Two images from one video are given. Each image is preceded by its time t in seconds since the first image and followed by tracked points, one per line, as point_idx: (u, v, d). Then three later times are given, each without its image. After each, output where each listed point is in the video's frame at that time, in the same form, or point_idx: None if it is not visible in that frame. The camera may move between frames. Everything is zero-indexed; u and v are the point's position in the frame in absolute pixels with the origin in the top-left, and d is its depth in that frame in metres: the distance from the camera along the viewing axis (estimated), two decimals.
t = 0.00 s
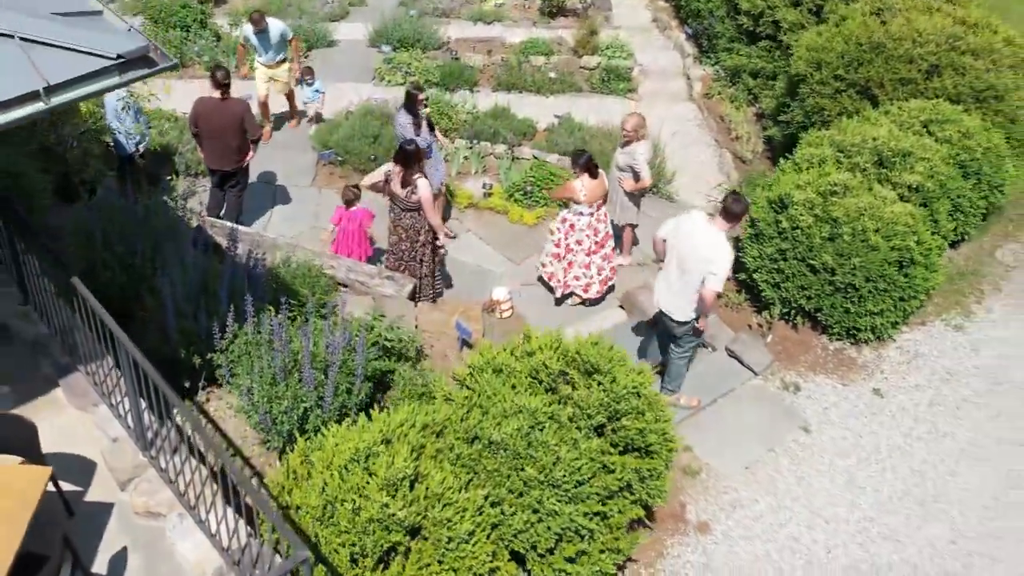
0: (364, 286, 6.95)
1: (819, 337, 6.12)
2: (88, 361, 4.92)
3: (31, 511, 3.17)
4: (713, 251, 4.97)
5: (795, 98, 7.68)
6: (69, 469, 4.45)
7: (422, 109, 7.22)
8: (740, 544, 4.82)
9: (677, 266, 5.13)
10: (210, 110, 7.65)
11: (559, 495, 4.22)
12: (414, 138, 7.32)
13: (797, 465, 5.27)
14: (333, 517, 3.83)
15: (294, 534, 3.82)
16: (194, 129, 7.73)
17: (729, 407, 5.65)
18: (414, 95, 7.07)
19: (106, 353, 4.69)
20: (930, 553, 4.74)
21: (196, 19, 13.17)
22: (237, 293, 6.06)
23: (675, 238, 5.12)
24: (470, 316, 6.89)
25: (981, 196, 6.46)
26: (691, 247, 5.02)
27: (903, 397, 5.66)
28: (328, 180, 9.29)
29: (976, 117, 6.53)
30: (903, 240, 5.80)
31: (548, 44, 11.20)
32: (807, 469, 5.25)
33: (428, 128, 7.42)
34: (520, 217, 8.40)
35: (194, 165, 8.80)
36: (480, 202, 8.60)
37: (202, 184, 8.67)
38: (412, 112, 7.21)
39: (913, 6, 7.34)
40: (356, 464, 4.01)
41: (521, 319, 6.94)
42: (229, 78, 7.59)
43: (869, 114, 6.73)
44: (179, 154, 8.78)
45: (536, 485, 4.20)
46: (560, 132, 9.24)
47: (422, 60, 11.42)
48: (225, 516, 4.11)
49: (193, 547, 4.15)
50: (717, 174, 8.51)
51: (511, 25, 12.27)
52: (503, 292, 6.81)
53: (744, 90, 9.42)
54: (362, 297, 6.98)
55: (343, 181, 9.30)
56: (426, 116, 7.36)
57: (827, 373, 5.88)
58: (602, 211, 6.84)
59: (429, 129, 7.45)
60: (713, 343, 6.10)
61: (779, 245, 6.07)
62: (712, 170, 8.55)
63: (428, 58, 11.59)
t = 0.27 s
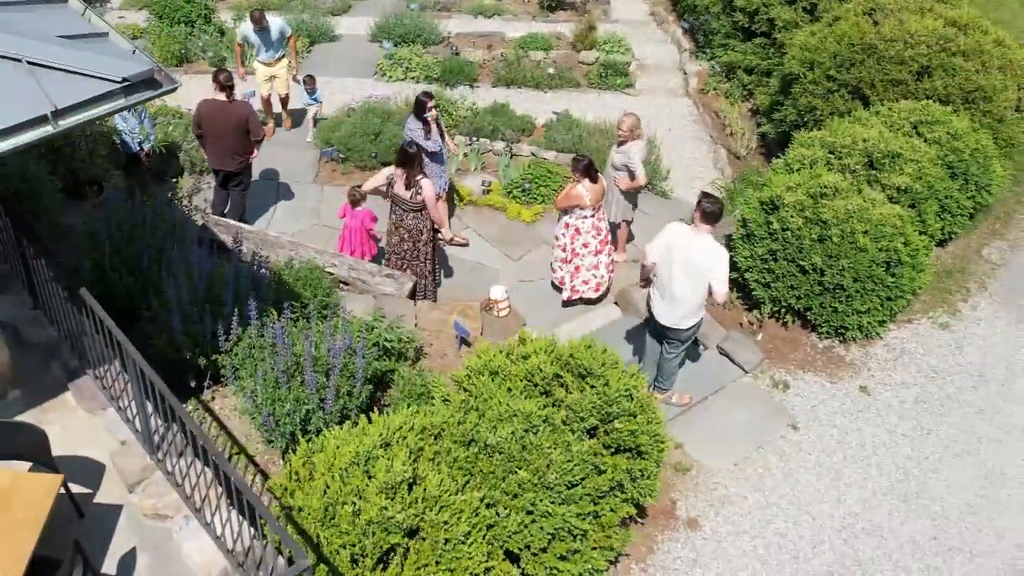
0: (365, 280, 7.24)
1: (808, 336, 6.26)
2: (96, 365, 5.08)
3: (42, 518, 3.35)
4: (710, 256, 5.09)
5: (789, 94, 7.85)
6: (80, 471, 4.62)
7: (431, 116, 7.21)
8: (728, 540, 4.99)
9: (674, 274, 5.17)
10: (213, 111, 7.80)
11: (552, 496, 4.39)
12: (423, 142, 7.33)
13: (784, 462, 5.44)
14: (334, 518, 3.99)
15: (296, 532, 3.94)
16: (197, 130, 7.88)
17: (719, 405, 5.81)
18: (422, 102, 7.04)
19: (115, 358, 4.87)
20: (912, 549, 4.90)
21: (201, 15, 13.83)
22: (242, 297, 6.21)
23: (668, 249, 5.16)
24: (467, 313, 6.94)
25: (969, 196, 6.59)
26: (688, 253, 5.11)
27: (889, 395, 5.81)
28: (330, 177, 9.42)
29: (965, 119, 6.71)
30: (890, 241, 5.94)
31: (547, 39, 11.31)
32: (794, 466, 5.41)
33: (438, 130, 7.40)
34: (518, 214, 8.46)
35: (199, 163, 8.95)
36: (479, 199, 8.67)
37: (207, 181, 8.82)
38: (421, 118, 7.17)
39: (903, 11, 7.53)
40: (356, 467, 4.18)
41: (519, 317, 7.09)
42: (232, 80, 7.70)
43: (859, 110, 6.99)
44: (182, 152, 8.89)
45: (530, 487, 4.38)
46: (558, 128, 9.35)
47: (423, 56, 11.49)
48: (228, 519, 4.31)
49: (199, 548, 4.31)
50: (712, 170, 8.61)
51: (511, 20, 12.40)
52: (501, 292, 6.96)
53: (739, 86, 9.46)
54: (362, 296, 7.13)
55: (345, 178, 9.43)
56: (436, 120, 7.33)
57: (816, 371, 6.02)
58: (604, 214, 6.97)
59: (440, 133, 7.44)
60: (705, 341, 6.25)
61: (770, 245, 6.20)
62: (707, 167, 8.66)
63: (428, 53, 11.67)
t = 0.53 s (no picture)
0: (367, 277, 7.40)
1: (799, 332, 6.41)
2: (105, 367, 5.26)
3: (55, 521, 3.53)
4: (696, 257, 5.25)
5: (783, 91, 7.98)
6: (91, 472, 4.81)
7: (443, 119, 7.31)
8: (718, 533, 5.16)
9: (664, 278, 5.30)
10: (217, 112, 7.90)
11: (547, 495, 4.56)
12: (436, 146, 7.46)
13: (774, 457, 5.60)
14: (336, 517, 4.18)
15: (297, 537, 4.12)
16: (201, 130, 7.99)
17: (710, 401, 5.97)
18: (437, 105, 7.16)
19: (123, 361, 5.03)
20: (895, 542, 5.06)
21: (206, 9, 13.97)
22: (247, 298, 6.36)
23: (652, 256, 5.30)
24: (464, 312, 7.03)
25: (956, 195, 6.73)
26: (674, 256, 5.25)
27: (876, 391, 5.96)
28: (332, 173, 9.55)
29: (955, 119, 6.87)
30: (879, 241, 6.07)
31: (546, 34, 11.39)
32: (782, 460, 5.58)
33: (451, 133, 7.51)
34: (517, 210, 8.56)
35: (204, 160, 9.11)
36: (477, 195, 8.75)
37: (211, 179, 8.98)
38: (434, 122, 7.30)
39: (894, 13, 7.70)
40: (357, 467, 4.36)
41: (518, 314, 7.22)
42: (236, 81, 7.83)
43: (851, 109, 7.16)
44: (187, 150, 9.04)
45: (525, 486, 4.55)
46: (556, 123, 9.48)
47: (424, 52, 11.59)
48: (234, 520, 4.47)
49: (206, 546, 4.50)
50: (707, 165, 8.71)
51: (511, 13, 12.48)
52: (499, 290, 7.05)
53: (734, 82, 9.56)
54: (364, 293, 7.28)
55: (347, 174, 9.55)
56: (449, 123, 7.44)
57: (805, 367, 6.17)
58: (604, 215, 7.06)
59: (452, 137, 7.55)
60: (697, 338, 6.40)
61: (762, 245, 6.32)
62: (702, 162, 8.76)
63: (429, 48, 11.76)
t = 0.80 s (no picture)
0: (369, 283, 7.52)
1: (790, 337, 6.54)
2: (113, 377, 5.41)
3: (65, 533, 3.70)
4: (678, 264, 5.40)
5: (777, 96, 8.09)
6: (101, 480, 4.98)
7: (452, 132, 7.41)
8: (709, 537, 5.31)
9: (650, 288, 5.43)
10: (219, 121, 8.02)
11: (541, 503, 4.77)
12: (444, 158, 7.60)
13: (763, 462, 5.75)
14: (338, 525, 4.33)
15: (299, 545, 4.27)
16: (204, 139, 8.13)
17: (703, 406, 6.11)
18: (445, 119, 7.24)
19: (130, 372, 5.18)
20: (881, 546, 5.20)
21: (210, 12, 14.08)
22: (251, 307, 6.51)
23: (637, 268, 5.41)
24: (462, 318, 7.17)
25: (945, 201, 6.86)
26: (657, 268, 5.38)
27: (864, 395, 6.10)
28: (335, 178, 9.67)
29: (944, 127, 7.00)
30: (868, 249, 6.19)
31: (545, 36, 11.48)
32: (772, 465, 5.73)
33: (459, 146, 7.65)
34: (515, 214, 8.67)
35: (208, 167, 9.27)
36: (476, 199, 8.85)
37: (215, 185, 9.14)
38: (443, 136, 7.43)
39: (886, 21, 7.82)
40: (358, 476, 4.51)
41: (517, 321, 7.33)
42: (237, 91, 7.95)
43: (843, 116, 7.29)
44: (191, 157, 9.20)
45: (520, 495, 4.75)
46: (554, 126, 9.59)
47: (425, 55, 11.70)
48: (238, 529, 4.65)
49: (211, 553, 4.67)
50: (703, 169, 8.82)
51: (510, 15, 12.58)
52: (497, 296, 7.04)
53: (730, 85, 9.67)
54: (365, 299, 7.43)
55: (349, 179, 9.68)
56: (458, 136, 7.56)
57: (796, 372, 6.31)
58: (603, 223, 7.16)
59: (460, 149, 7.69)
60: (691, 343, 6.54)
61: (754, 252, 6.43)
62: (697, 166, 8.87)
63: (429, 51, 11.87)
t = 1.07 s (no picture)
0: (371, 302, 7.67)
1: (782, 355, 6.67)
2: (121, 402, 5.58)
3: (75, 558, 3.87)
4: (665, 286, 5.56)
5: (771, 116, 8.23)
6: (110, 502, 5.16)
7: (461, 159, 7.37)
8: (701, 555, 5.44)
9: (641, 312, 5.59)
10: (222, 142, 8.20)
11: (538, 525, 4.91)
12: (451, 186, 7.58)
13: (755, 480, 5.88)
14: (340, 546, 4.47)
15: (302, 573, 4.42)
16: (207, 160, 8.30)
17: (696, 424, 6.24)
18: (453, 148, 7.19)
19: (137, 396, 5.35)
20: (870, 563, 5.31)
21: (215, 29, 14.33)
22: (255, 329, 6.67)
23: (627, 292, 5.58)
24: (462, 337, 7.30)
25: (935, 221, 6.98)
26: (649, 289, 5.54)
27: (855, 414, 6.22)
28: (338, 196, 9.83)
29: (935, 148, 7.12)
30: (859, 270, 6.32)
31: (544, 52, 11.65)
32: (763, 483, 5.85)
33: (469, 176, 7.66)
34: (514, 232, 8.81)
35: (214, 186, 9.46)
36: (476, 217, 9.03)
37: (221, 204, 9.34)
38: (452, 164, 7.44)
39: (879, 43, 7.97)
40: (358, 498, 4.64)
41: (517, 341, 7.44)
42: (238, 112, 8.16)
43: (836, 137, 7.42)
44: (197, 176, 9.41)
45: (517, 517, 4.89)
46: (553, 144, 9.76)
47: (426, 72, 11.88)
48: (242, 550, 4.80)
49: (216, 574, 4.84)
50: (698, 186, 8.96)
51: (510, 31, 12.75)
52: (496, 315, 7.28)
53: (725, 102, 9.81)
54: (367, 318, 7.59)
55: (351, 196, 9.85)
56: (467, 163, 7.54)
57: (787, 390, 6.44)
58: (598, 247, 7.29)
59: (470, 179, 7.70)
60: (685, 361, 6.67)
61: (747, 273, 6.55)
62: (693, 183, 9.01)
63: (430, 67, 12.05)
